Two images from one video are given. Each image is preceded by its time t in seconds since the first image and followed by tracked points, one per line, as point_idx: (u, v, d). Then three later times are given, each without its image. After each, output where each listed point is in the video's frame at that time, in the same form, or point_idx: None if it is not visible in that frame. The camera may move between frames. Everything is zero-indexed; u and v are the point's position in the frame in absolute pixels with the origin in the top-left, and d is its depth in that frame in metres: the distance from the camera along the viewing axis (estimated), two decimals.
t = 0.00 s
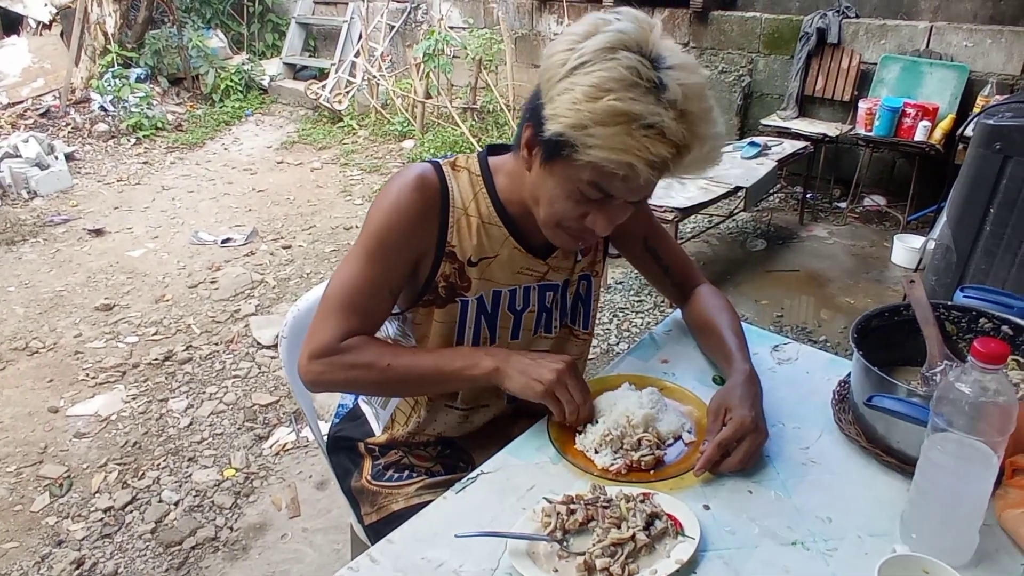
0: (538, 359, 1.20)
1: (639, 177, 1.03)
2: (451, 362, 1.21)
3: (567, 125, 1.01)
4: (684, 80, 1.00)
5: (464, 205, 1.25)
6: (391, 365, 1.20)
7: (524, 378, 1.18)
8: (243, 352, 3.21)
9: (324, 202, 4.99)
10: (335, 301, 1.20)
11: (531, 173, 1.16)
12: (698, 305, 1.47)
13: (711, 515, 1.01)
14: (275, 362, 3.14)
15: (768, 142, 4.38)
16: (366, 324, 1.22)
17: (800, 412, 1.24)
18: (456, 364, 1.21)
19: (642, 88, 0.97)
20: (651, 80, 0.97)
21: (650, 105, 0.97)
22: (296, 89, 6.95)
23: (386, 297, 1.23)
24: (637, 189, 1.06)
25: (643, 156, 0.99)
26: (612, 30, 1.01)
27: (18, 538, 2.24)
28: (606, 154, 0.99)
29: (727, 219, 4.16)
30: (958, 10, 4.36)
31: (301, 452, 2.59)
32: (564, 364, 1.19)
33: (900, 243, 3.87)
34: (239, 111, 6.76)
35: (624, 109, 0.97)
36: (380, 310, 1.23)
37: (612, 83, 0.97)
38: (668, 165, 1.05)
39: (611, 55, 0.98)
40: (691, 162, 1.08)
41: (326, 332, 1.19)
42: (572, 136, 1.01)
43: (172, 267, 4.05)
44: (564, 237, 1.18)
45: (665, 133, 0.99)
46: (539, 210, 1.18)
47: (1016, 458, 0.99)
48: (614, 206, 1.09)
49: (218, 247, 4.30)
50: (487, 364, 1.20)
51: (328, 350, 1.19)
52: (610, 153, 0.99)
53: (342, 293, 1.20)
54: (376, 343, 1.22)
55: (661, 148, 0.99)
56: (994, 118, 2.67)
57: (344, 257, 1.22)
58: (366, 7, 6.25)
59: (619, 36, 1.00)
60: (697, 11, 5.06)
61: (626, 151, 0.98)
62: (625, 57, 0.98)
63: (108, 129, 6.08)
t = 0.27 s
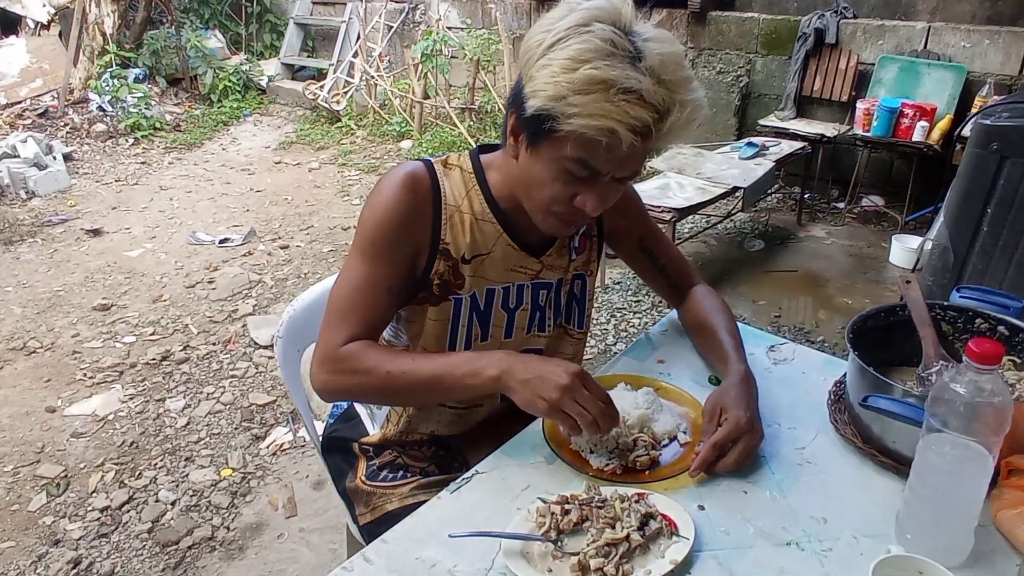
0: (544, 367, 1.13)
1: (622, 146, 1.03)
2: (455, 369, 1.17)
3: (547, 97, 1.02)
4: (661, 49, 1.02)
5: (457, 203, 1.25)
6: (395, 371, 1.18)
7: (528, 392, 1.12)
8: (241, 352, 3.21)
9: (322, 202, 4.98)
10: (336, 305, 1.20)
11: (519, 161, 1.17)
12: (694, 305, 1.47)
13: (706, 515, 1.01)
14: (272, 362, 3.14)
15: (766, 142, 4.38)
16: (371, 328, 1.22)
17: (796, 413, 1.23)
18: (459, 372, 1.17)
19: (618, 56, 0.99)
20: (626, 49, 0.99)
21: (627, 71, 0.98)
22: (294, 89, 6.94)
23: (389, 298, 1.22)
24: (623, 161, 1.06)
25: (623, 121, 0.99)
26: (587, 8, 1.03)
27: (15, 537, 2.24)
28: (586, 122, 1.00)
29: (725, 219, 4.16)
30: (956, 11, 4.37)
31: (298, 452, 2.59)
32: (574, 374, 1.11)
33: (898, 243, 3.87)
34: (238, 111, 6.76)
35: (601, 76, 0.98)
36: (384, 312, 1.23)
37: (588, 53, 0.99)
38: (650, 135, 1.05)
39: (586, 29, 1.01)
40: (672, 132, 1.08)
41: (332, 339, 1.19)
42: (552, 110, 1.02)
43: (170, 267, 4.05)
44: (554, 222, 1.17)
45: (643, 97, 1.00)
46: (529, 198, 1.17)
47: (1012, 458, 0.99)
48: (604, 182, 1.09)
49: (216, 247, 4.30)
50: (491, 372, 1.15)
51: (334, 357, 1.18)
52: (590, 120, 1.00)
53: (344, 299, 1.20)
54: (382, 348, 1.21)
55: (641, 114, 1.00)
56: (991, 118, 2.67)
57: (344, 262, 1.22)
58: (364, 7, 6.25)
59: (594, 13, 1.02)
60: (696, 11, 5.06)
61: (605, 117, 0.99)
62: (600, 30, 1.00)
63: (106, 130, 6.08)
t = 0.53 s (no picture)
0: (552, 382, 1.13)
1: (594, 90, 1.04)
2: (466, 374, 1.17)
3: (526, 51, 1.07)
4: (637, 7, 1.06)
5: (462, 199, 1.25)
6: (404, 373, 1.19)
7: (536, 403, 1.11)
8: (240, 349, 3.21)
9: (320, 199, 4.98)
10: (342, 306, 1.21)
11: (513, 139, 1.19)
12: (694, 301, 1.47)
13: (705, 511, 1.01)
14: (271, 359, 3.14)
15: (764, 139, 4.38)
16: (377, 328, 1.22)
17: (795, 409, 1.23)
18: (469, 376, 1.17)
19: (590, 7, 1.04)
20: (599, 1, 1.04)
21: (597, 17, 1.03)
22: (293, 86, 6.93)
23: (394, 297, 1.23)
24: (602, 117, 1.07)
25: (591, 60, 1.02)
26: None
27: (14, 534, 2.24)
28: (561, 70, 1.03)
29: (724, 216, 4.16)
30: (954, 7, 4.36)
31: (297, 450, 2.59)
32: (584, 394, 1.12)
33: (897, 240, 3.87)
34: (236, 108, 6.75)
35: (571, 23, 1.03)
36: (390, 311, 1.23)
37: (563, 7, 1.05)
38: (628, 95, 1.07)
39: None
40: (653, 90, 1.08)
41: (339, 341, 1.20)
42: (529, 62, 1.07)
43: (169, 264, 4.04)
44: (544, 199, 1.16)
45: (615, 44, 1.03)
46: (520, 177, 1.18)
47: (1011, 455, 0.99)
48: (586, 139, 1.09)
49: (215, 244, 4.30)
50: (501, 377, 1.15)
51: (342, 359, 1.19)
52: (563, 65, 1.03)
53: (349, 299, 1.21)
54: (388, 349, 1.22)
55: (610, 55, 1.02)
56: (989, 114, 2.67)
57: (348, 262, 1.22)
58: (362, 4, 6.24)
59: None
60: (694, 7, 5.05)
61: (574, 57, 1.02)
62: None
63: (105, 127, 6.07)
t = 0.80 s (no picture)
0: (540, 371, 1.15)
1: (552, 24, 1.13)
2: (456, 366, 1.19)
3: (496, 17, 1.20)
4: None
5: (456, 193, 1.26)
6: (396, 364, 1.20)
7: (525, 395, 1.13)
8: (239, 347, 3.21)
9: (320, 197, 4.98)
10: (338, 298, 1.22)
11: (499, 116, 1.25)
12: (695, 299, 1.47)
13: (705, 507, 1.01)
14: (271, 357, 3.14)
15: (763, 137, 4.38)
16: (373, 320, 1.24)
17: (796, 406, 1.23)
18: (460, 368, 1.19)
19: None
20: None
21: None
22: (292, 85, 6.92)
23: (390, 288, 1.24)
24: (567, 51, 1.14)
25: None
26: None
27: (15, 532, 2.24)
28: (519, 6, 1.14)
29: (723, 213, 4.16)
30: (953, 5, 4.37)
31: (297, 447, 2.59)
32: (570, 380, 1.14)
33: (896, 237, 3.87)
34: (235, 107, 6.74)
35: None
36: (386, 303, 1.24)
37: None
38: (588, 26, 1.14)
39: None
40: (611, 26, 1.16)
41: (335, 330, 1.21)
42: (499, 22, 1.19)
43: (169, 262, 4.04)
44: (530, 158, 1.18)
45: None
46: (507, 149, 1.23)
47: (1011, 450, 0.99)
48: (555, 81, 1.16)
49: (214, 242, 4.29)
50: (489, 369, 1.17)
51: (337, 348, 1.20)
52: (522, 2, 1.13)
53: (345, 291, 1.22)
54: (383, 341, 1.23)
55: None
56: (989, 111, 2.67)
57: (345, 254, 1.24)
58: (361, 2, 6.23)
59: None
60: (693, 5, 5.05)
61: None
62: None
63: (105, 125, 6.06)
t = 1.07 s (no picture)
0: (551, 373, 1.18)
1: (540, 14, 1.14)
2: (465, 372, 1.21)
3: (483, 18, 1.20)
4: None
5: (451, 192, 1.26)
6: (403, 367, 1.22)
7: (535, 393, 1.16)
8: (240, 348, 3.21)
9: (321, 198, 4.98)
10: (342, 304, 1.24)
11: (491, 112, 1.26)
12: (695, 299, 1.47)
13: (706, 507, 1.01)
14: (272, 357, 3.14)
15: (764, 137, 4.38)
16: (378, 323, 1.25)
17: (797, 407, 1.23)
18: (469, 373, 1.21)
19: None
20: None
21: None
22: (293, 85, 6.93)
23: (392, 289, 1.25)
24: (557, 41, 1.15)
25: None
26: None
27: (17, 532, 2.24)
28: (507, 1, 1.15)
29: (724, 214, 4.16)
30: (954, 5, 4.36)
31: (298, 448, 2.59)
32: (581, 375, 1.16)
33: (898, 238, 3.87)
34: (237, 108, 6.74)
35: None
36: (389, 305, 1.26)
37: None
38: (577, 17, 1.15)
39: None
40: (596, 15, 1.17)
41: (343, 336, 1.23)
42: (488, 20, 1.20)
43: (170, 263, 4.04)
44: (526, 148, 1.18)
45: None
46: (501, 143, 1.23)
47: (1013, 451, 0.99)
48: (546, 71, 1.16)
49: (216, 243, 4.30)
50: (499, 374, 1.20)
51: (346, 354, 1.22)
52: None
53: (349, 297, 1.23)
54: (390, 344, 1.25)
55: None
56: (991, 111, 2.67)
57: (346, 258, 1.25)
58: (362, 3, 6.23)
59: None
60: (694, 6, 5.05)
61: None
62: None
63: (106, 127, 6.06)
